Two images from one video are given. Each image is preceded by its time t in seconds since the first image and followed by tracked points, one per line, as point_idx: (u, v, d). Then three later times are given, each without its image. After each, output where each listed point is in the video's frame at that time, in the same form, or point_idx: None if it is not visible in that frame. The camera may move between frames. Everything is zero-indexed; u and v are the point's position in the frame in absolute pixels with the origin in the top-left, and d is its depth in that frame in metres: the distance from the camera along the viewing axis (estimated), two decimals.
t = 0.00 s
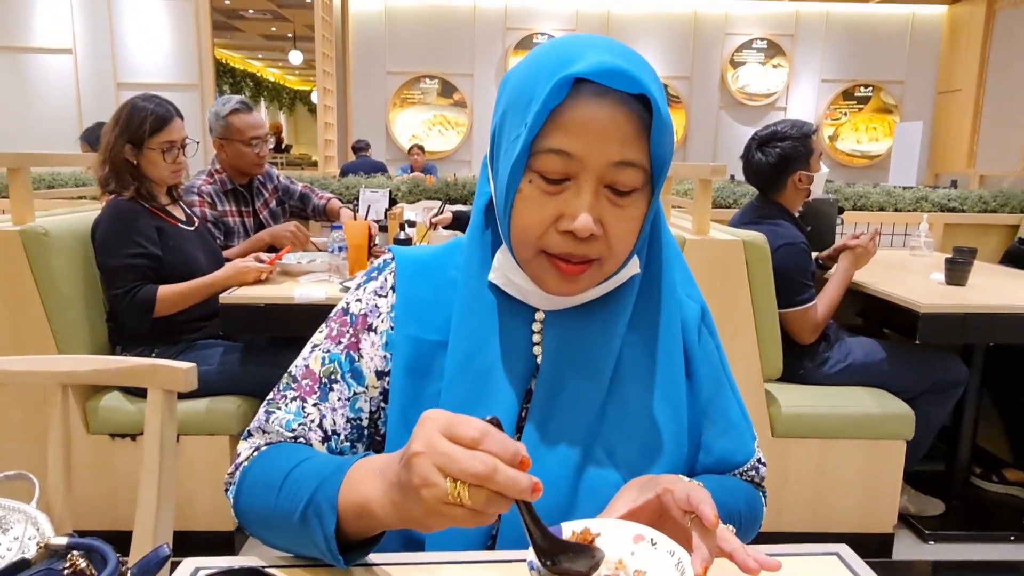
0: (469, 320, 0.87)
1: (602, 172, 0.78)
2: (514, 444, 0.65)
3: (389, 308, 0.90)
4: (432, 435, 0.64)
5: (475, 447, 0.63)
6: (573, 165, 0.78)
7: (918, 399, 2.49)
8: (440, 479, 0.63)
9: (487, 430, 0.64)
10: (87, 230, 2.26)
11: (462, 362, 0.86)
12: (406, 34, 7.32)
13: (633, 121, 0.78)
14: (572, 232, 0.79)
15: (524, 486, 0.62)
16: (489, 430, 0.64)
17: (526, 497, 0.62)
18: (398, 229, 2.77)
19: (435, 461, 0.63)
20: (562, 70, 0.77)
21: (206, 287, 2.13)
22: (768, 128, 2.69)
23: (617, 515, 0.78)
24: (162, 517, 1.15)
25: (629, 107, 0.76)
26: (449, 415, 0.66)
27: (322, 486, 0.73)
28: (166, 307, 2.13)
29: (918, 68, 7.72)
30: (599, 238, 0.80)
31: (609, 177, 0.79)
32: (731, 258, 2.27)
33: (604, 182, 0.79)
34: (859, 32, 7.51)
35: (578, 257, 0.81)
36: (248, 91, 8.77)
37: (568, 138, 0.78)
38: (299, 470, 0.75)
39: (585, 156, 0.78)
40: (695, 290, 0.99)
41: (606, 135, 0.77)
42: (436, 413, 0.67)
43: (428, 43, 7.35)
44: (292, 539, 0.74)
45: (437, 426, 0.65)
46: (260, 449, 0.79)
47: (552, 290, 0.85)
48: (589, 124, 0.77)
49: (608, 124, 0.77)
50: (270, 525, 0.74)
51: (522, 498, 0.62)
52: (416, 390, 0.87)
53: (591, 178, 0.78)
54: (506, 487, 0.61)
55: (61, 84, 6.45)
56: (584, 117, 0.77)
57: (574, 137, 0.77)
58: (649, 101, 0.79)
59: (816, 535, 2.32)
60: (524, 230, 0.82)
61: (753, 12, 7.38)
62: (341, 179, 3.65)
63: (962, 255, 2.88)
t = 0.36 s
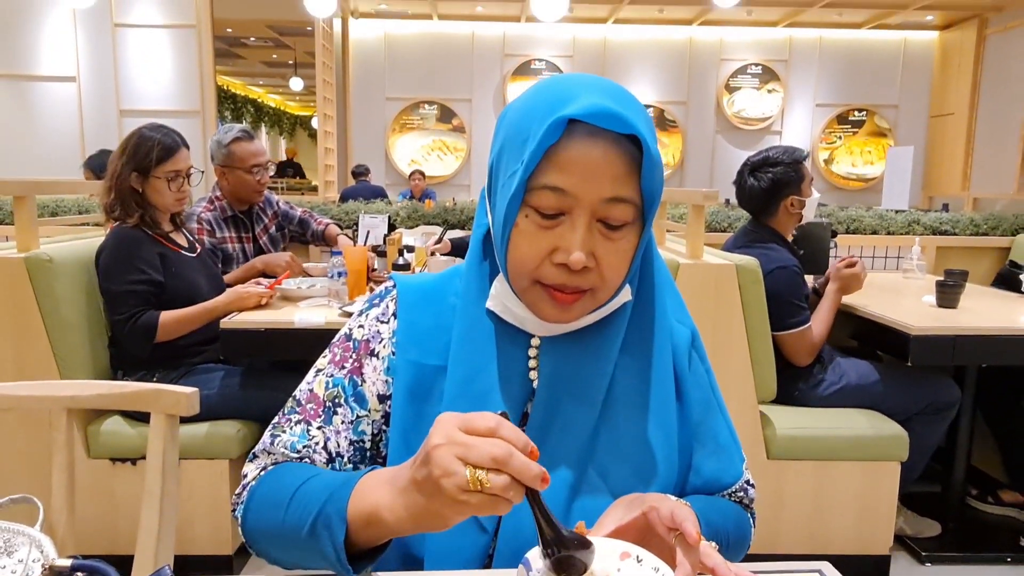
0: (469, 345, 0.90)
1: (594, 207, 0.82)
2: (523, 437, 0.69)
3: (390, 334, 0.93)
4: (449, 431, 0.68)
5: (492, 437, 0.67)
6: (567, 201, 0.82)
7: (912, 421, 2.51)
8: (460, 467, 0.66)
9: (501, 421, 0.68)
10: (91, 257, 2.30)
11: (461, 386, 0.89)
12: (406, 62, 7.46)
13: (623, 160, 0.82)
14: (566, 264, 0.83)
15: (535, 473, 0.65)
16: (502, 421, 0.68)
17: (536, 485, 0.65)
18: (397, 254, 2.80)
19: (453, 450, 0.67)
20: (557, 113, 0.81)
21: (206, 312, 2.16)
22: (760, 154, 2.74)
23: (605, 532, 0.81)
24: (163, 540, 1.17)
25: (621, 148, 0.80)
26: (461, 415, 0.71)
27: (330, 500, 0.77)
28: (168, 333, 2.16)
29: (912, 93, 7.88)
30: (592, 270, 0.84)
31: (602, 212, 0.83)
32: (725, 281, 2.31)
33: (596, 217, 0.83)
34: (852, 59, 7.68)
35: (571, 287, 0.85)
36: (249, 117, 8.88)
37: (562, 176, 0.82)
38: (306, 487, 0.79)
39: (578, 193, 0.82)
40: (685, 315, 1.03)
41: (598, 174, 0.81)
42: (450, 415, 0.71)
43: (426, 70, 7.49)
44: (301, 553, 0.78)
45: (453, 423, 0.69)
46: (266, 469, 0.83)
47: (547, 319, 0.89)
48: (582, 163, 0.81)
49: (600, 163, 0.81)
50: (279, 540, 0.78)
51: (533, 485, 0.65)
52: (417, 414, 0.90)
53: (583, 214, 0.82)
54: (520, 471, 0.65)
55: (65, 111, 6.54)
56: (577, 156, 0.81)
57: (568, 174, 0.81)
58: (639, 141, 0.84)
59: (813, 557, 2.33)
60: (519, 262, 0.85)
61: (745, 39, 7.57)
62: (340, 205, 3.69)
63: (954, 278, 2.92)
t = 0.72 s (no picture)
0: (468, 357, 0.90)
1: (591, 224, 0.83)
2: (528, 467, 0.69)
3: (391, 345, 0.93)
4: (455, 457, 0.68)
5: (499, 469, 0.67)
6: (564, 217, 0.83)
7: (911, 433, 2.51)
8: (465, 497, 0.65)
9: (510, 453, 0.68)
10: (91, 271, 2.30)
11: (461, 399, 0.88)
12: (406, 76, 7.52)
13: (619, 175, 0.83)
14: (563, 279, 0.84)
15: (539, 506, 0.66)
16: (510, 454, 0.68)
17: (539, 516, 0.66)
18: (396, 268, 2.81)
19: (459, 478, 0.66)
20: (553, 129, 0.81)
21: (205, 326, 2.16)
22: (757, 167, 2.76)
23: (601, 543, 0.81)
24: (161, 554, 1.17)
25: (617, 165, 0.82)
26: (468, 439, 0.70)
27: (331, 512, 0.77)
28: (167, 347, 2.17)
29: (908, 106, 7.94)
30: (589, 284, 0.85)
31: (599, 228, 0.84)
32: (723, 294, 2.32)
33: (593, 232, 0.84)
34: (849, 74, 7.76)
35: (568, 302, 0.86)
36: (249, 131, 8.93)
37: (558, 192, 0.83)
38: (306, 500, 0.80)
39: (575, 209, 0.83)
40: (683, 327, 1.03)
41: (594, 189, 0.82)
42: (456, 438, 0.70)
43: (425, 84, 7.54)
44: (301, 565, 0.78)
45: (460, 448, 0.69)
46: (266, 481, 0.84)
47: (545, 332, 0.89)
48: (578, 179, 0.82)
49: (596, 179, 0.82)
50: (280, 553, 0.79)
51: (536, 517, 0.66)
52: (418, 425, 0.90)
53: (580, 230, 0.83)
54: (525, 505, 0.65)
55: (66, 124, 6.58)
56: (574, 173, 0.82)
57: (565, 190, 0.82)
58: (636, 157, 0.85)
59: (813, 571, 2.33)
60: (517, 275, 0.86)
61: (743, 53, 7.62)
62: (339, 219, 3.68)
63: (951, 290, 2.93)
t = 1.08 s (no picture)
0: (473, 367, 0.90)
1: (598, 230, 0.83)
2: (502, 545, 0.66)
3: (396, 353, 0.93)
4: (427, 533, 0.68)
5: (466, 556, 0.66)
6: (570, 223, 0.83)
7: (915, 442, 2.50)
8: None
9: (481, 541, 0.66)
10: (92, 279, 2.30)
11: (466, 408, 0.88)
12: (407, 85, 7.54)
13: (626, 180, 0.83)
14: (570, 285, 0.84)
15: None
16: (477, 546, 0.66)
17: None
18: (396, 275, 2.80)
19: (427, 563, 0.68)
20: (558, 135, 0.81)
21: (206, 334, 2.14)
22: (758, 175, 2.75)
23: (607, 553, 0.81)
24: (161, 564, 1.15)
25: (622, 170, 0.82)
26: (442, 507, 0.69)
27: (332, 528, 0.77)
28: (168, 355, 2.16)
29: (908, 114, 7.96)
30: (596, 291, 0.85)
31: (605, 234, 0.84)
32: (725, 302, 2.31)
33: (599, 238, 0.84)
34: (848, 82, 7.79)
35: (575, 308, 0.85)
36: (250, 140, 8.95)
37: (565, 198, 0.83)
38: (306, 513, 0.79)
39: (582, 215, 0.83)
40: (690, 335, 1.02)
41: (600, 194, 0.82)
42: (433, 504, 0.70)
43: (426, 93, 7.56)
44: None
45: (427, 527, 0.68)
46: (267, 493, 0.84)
47: (551, 339, 0.88)
48: (584, 184, 0.82)
49: (602, 184, 0.82)
50: (281, 567, 0.79)
51: None
52: (422, 435, 0.89)
53: (587, 236, 0.83)
54: None
55: (67, 134, 6.60)
56: (580, 178, 0.82)
57: (570, 196, 0.83)
58: (642, 162, 0.85)
59: None
60: (522, 282, 0.86)
61: (743, 61, 7.65)
62: (340, 227, 3.66)
63: (953, 298, 2.92)
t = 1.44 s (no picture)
0: (476, 371, 0.89)
1: (596, 222, 0.84)
2: (501, 523, 0.64)
3: (401, 358, 0.93)
4: (421, 533, 0.68)
5: (467, 543, 0.65)
6: (568, 216, 0.84)
7: (918, 449, 2.49)
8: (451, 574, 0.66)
9: (470, 532, 0.64)
10: (94, 286, 2.30)
11: (470, 413, 0.88)
12: (409, 92, 7.57)
13: (622, 172, 0.85)
14: (569, 278, 0.83)
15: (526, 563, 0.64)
16: (473, 531, 0.64)
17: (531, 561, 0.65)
18: (398, 282, 2.81)
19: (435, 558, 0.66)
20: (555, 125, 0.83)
21: (208, 340, 2.15)
22: (761, 181, 2.75)
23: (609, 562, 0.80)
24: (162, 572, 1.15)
25: (618, 160, 0.83)
26: (430, 500, 0.68)
27: (334, 530, 0.77)
28: (169, 362, 2.16)
29: (909, 121, 7.98)
30: (597, 284, 0.84)
31: (604, 226, 0.85)
32: (727, 308, 2.31)
33: (598, 231, 0.85)
34: (848, 89, 7.80)
35: (576, 303, 0.85)
36: (253, 146, 8.99)
37: (562, 190, 0.84)
38: (310, 519, 0.79)
39: (580, 207, 0.84)
40: (694, 342, 1.02)
41: (597, 186, 0.83)
42: (419, 502, 0.68)
43: (427, 100, 7.59)
44: None
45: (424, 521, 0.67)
46: (273, 502, 0.83)
47: (552, 339, 0.88)
48: (580, 176, 0.83)
49: (599, 175, 0.83)
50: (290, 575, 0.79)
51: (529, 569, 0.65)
52: (427, 440, 0.89)
53: (586, 227, 0.84)
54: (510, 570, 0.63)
55: (69, 141, 6.61)
56: (575, 169, 0.84)
57: (569, 188, 0.84)
58: (638, 154, 0.86)
59: None
60: (523, 279, 0.86)
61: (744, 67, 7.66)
62: (342, 234, 3.66)
63: (955, 304, 2.92)
